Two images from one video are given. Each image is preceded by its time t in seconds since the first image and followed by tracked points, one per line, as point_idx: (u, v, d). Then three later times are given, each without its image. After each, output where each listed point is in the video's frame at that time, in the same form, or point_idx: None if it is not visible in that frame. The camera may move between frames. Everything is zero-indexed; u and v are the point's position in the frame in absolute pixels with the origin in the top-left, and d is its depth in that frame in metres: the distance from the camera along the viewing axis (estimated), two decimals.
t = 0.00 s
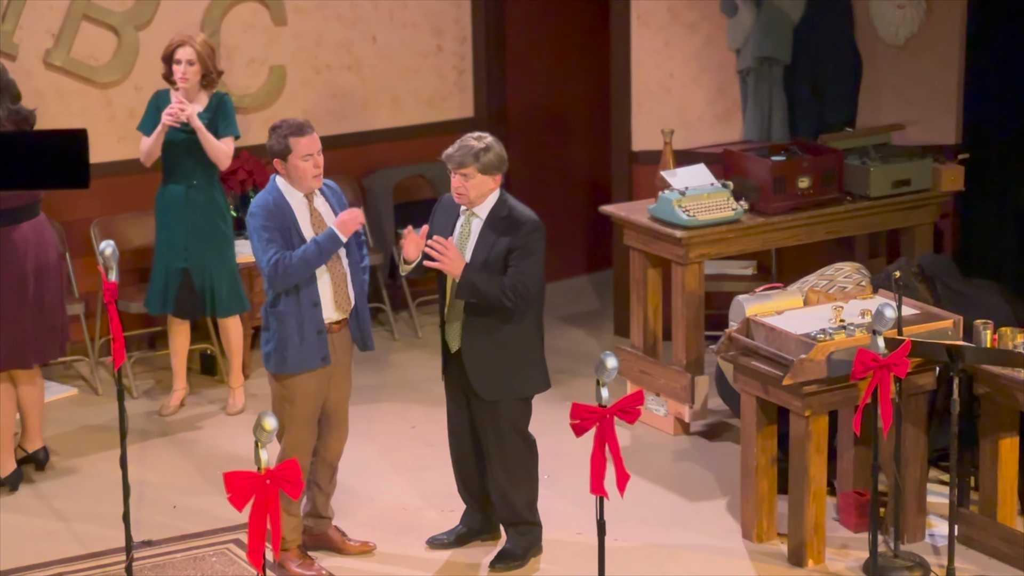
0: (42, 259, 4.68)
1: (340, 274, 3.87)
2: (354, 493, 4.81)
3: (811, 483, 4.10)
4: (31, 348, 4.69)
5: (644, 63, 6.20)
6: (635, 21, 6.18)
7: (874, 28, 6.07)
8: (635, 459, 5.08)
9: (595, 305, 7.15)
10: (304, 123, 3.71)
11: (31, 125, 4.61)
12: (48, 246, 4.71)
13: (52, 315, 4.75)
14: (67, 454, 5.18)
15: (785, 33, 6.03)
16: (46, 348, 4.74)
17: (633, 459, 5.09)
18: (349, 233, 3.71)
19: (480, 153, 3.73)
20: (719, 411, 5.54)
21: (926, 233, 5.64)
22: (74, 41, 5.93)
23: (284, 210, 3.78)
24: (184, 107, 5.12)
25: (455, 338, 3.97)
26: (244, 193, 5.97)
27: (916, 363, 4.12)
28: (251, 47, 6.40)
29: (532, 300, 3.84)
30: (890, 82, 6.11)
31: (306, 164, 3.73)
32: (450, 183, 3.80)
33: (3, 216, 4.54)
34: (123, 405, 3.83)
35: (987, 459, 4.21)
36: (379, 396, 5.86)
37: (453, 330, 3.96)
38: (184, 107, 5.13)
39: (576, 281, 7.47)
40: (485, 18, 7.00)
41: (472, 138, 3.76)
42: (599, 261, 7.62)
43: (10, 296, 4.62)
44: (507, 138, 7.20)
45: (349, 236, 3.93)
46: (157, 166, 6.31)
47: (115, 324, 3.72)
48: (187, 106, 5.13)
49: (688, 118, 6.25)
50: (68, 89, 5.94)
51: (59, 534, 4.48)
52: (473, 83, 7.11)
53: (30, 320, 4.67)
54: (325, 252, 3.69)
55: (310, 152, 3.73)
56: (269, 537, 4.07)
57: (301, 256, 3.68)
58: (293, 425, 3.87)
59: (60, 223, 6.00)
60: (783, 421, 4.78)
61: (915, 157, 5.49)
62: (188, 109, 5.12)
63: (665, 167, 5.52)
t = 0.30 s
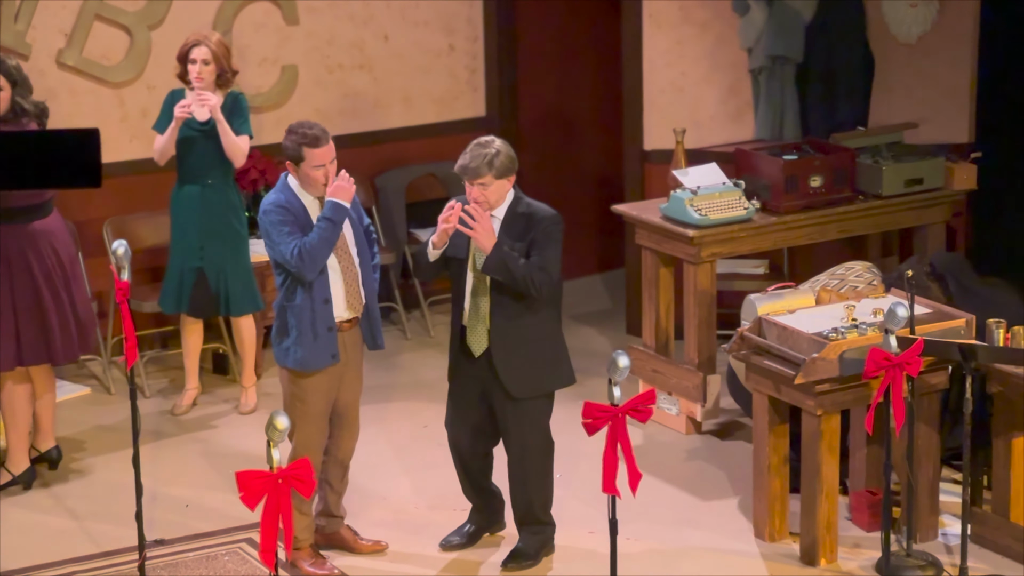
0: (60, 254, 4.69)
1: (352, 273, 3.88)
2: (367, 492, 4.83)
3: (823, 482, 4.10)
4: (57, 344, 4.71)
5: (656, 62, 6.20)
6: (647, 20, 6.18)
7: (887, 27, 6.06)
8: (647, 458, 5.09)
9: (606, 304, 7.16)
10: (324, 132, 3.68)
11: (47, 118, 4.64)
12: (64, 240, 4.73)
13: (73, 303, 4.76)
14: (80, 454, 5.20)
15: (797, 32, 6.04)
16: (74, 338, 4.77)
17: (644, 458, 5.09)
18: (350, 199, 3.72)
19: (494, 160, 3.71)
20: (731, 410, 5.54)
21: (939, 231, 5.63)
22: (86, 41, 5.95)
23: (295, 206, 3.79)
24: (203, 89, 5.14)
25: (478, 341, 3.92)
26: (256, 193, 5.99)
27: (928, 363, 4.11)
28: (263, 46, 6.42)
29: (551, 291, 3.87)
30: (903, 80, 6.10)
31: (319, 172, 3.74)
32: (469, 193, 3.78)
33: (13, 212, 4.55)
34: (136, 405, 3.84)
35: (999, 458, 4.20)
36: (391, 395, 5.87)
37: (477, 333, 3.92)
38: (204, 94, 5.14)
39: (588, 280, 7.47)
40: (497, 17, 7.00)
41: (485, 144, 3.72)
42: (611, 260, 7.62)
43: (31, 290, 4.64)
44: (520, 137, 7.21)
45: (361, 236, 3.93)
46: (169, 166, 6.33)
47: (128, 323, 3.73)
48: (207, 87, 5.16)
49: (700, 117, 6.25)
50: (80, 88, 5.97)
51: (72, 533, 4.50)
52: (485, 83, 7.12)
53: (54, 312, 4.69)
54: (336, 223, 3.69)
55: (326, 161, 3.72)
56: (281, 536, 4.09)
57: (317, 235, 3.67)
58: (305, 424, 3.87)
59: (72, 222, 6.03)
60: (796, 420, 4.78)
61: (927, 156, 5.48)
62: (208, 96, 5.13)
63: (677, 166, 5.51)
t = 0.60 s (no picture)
0: (77, 252, 4.71)
1: (365, 273, 3.89)
2: (382, 492, 4.84)
3: (838, 481, 4.09)
4: (79, 341, 4.73)
5: (671, 61, 6.20)
6: (662, 19, 6.18)
7: (902, 27, 6.06)
8: (662, 458, 5.08)
9: (621, 304, 7.16)
10: (347, 142, 3.68)
11: (68, 115, 4.69)
12: (80, 238, 4.75)
13: (93, 299, 4.79)
14: (96, 454, 5.22)
15: (813, 32, 5.98)
16: (95, 332, 4.80)
17: (659, 457, 5.09)
18: (359, 197, 3.74)
19: (503, 166, 3.66)
20: (745, 410, 5.54)
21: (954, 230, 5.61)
22: (101, 41, 5.97)
23: (309, 206, 3.80)
24: (226, 81, 5.15)
25: (494, 342, 3.89)
26: (271, 192, 6.00)
27: (944, 362, 4.10)
28: (278, 46, 6.44)
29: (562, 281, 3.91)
30: (918, 79, 6.10)
31: (332, 178, 3.74)
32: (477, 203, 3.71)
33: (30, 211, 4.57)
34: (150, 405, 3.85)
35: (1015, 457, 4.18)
36: (406, 394, 5.89)
37: (492, 334, 3.88)
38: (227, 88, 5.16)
39: (602, 279, 7.47)
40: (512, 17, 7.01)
41: (489, 153, 3.66)
42: (626, 260, 7.64)
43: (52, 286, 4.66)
44: (535, 136, 7.21)
45: (375, 236, 3.94)
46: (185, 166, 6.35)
47: (143, 322, 3.74)
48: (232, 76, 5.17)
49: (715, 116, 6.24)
50: (96, 88, 6.00)
51: (88, 533, 4.52)
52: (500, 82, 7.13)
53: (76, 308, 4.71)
54: (349, 222, 3.70)
55: (344, 172, 3.73)
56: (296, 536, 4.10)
57: (331, 234, 3.68)
58: (319, 424, 3.88)
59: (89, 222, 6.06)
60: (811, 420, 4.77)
61: (943, 154, 5.46)
62: (232, 90, 5.15)
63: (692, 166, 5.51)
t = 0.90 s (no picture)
0: (96, 254, 4.73)
1: (382, 273, 3.90)
2: (399, 492, 4.86)
3: (856, 481, 4.08)
4: (90, 345, 4.73)
5: (687, 61, 6.19)
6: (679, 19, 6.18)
7: (920, 26, 6.05)
8: (679, 458, 5.09)
9: (637, 304, 7.16)
10: (367, 143, 3.70)
11: (90, 115, 4.71)
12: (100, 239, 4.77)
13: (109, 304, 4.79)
14: (114, 454, 5.25)
15: (830, 31, 6.00)
16: (107, 338, 4.79)
17: (676, 457, 5.09)
18: (378, 199, 3.76)
19: (522, 169, 3.75)
20: (762, 410, 5.54)
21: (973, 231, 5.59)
22: (119, 41, 6.01)
23: (327, 207, 3.82)
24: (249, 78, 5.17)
25: (520, 339, 3.89)
26: (289, 192, 6.03)
27: (962, 362, 4.10)
28: (296, 46, 6.46)
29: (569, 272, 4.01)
30: (936, 79, 6.09)
31: (350, 179, 3.76)
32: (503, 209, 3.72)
33: (51, 211, 4.59)
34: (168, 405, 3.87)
35: None
36: (424, 394, 5.91)
37: (517, 331, 3.89)
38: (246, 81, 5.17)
39: (620, 280, 7.48)
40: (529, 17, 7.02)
41: (508, 158, 3.72)
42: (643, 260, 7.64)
43: (66, 289, 4.68)
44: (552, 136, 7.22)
45: (392, 236, 3.96)
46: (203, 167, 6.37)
47: (160, 321, 3.75)
48: (259, 71, 5.19)
49: (732, 116, 6.24)
50: (113, 88, 6.03)
51: (107, 533, 4.54)
52: (517, 82, 7.14)
53: (90, 311, 4.72)
54: (366, 224, 3.72)
55: (363, 173, 3.75)
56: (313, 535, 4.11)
57: (348, 236, 3.70)
58: (336, 424, 3.89)
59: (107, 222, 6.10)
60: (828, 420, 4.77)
61: (962, 154, 5.44)
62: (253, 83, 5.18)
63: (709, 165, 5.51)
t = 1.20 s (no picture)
0: (117, 256, 4.76)
1: (400, 274, 3.92)
2: (416, 493, 4.87)
3: (874, 482, 4.08)
4: (109, 346, 4.77)
5: (704, 60, 6.19)
6: (697, 18, 6.17)
7: (938, 26, 6.05)
8: (696, 458, 5.09)
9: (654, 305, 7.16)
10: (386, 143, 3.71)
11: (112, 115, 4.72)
12: (122, 242, 4.80)
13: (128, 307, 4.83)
14: (133, 454, 5.28)
15: (848, 31, 6.00)
16: (125, 340, 4.82)
17: (694, 457, 5.09)
18: (396, 200, 3.77)
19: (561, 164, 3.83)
20: (781, 410, 5.53)
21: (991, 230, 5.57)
22: (137, 42, 6.04)
23: (345, 207, 3.84)
24: (270, 79, 5.19)
25: (558, 332, 3.96)
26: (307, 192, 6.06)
27: (981, 362, 4.08)
28: (313, 47, 6.48)
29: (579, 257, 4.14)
30: (954, 79, 6.08)
31: (369, 179, 3.77)
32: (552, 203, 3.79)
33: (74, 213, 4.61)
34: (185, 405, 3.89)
35: None
36: (442, 395, 5.92)
37: (557, 324, 3.96)
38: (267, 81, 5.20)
39: (638, 280, 7.48)
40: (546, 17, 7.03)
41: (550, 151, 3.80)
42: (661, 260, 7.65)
43: (85, 292, 4.71)
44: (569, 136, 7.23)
45: (409, 236, 3.97)
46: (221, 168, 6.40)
47: (178, 321, 3.77)
48: (281, 72, 5.21)
49: (750, 116, 6.23)
50: (131, 89, 6.06)
51: (125, 533, 4.57)
52: (534, 82, 7.15)
53: (108, 315, 4.75)
54: (386, 224, 3.73)
55: (382, 173, 3.76)
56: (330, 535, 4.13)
57: (367, 236, 3.71)
58: (355, 425, 3.91)
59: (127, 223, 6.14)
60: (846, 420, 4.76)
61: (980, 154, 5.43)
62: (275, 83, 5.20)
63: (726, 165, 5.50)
